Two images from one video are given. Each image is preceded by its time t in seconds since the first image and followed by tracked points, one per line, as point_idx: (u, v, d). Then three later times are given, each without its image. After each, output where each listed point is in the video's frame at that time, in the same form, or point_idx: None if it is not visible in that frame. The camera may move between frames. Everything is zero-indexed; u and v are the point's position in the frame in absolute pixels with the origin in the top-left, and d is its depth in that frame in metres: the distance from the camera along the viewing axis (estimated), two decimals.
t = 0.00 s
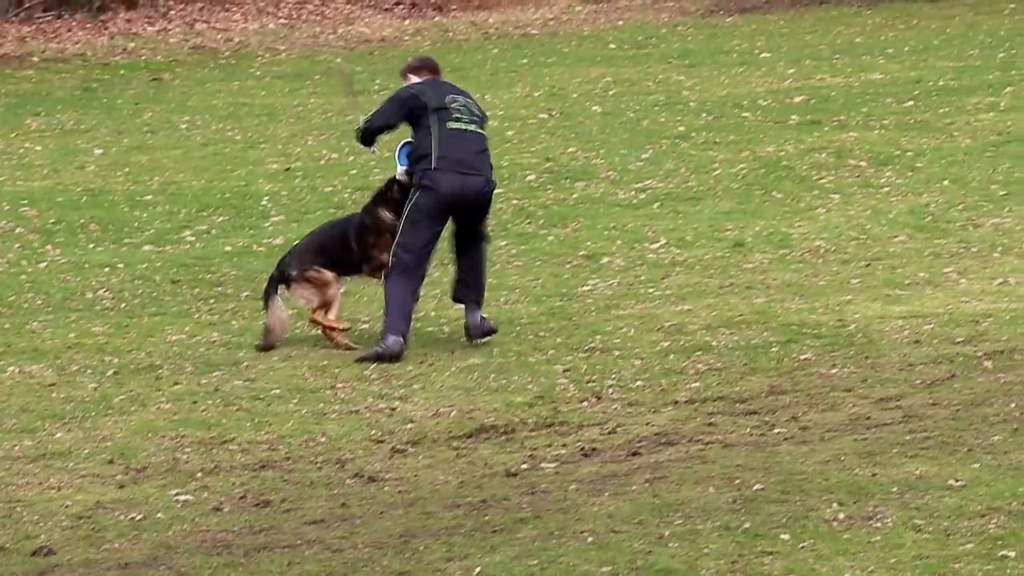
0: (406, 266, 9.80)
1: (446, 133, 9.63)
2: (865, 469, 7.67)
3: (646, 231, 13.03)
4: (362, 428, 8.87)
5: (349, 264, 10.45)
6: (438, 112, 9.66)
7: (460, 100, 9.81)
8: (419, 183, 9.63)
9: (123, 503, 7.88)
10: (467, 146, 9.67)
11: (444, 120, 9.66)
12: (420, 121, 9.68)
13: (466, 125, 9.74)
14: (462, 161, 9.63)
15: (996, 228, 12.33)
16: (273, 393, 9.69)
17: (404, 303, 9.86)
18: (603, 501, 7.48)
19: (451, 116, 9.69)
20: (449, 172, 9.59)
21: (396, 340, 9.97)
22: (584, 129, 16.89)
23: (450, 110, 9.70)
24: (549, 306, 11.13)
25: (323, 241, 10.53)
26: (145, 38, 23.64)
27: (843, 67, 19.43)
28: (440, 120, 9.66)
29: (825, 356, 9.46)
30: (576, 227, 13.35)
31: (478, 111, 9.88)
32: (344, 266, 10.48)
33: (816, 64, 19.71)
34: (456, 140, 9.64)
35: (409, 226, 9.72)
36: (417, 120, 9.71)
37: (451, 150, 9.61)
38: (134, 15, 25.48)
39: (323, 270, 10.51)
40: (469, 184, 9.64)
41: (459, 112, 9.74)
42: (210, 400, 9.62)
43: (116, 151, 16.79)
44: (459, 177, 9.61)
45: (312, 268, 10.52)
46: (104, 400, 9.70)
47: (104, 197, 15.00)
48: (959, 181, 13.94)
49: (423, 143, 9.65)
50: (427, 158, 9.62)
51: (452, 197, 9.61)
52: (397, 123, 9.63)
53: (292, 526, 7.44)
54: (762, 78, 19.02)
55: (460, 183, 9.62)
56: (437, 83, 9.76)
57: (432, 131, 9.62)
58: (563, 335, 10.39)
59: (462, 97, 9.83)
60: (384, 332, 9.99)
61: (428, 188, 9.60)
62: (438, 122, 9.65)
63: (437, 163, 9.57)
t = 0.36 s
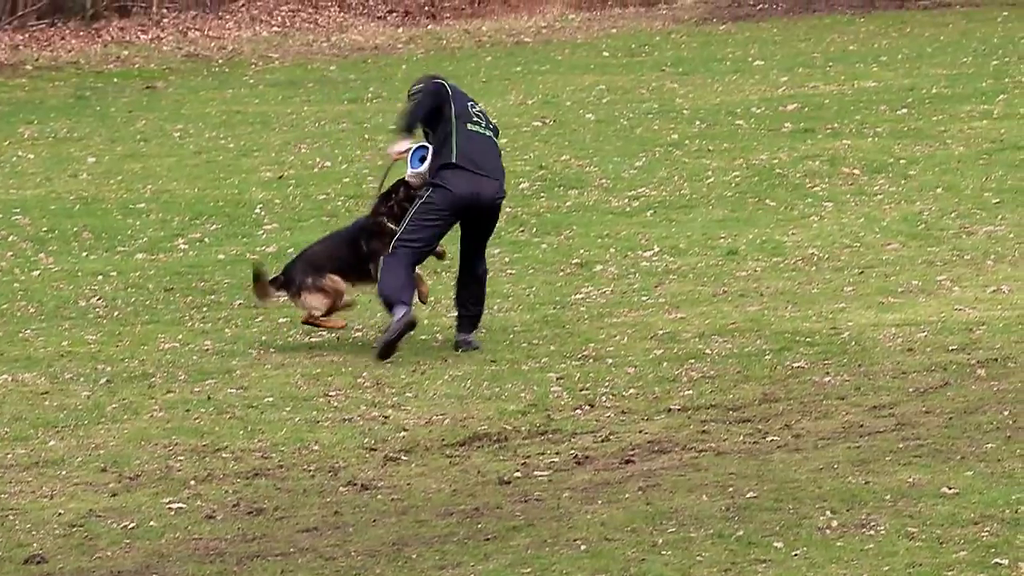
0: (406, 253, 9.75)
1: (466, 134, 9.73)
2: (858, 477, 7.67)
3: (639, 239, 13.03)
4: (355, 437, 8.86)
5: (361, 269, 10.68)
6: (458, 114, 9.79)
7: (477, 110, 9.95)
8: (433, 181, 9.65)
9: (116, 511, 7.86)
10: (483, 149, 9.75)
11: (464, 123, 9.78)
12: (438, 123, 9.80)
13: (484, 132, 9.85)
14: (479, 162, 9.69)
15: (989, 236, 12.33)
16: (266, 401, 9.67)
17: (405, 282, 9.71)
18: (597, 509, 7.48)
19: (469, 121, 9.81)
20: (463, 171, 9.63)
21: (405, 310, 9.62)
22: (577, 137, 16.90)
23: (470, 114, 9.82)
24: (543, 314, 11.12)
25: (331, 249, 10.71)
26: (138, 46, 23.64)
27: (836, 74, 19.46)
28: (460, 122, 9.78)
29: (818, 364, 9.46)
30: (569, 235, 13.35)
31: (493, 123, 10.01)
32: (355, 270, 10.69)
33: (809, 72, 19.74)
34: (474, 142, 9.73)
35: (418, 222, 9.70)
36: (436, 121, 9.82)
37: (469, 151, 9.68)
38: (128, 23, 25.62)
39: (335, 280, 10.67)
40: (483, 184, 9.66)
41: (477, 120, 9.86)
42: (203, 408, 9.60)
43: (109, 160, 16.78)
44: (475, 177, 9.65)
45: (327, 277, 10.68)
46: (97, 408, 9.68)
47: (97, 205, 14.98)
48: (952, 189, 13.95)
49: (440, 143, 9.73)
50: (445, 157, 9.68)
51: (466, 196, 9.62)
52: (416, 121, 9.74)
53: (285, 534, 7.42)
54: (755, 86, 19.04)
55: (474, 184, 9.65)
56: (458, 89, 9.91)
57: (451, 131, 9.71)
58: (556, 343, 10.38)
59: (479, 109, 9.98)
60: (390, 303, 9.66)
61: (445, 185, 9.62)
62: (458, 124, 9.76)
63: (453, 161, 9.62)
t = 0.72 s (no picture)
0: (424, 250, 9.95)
1: (470, 127, 9.70)
2: (849, 488, 7.62)
3: (629, 249, 13.01)
4: (344, 449, 8.81)
5: (361, 287, 10.60)
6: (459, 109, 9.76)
7: (477, 104, 9.94)
8: (443, 177, 9.60)
9: (104, 524, 7.79)
10: (490, 141, 9.72)
11: (465, 117, 9.75)
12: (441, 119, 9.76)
13: (487, 123, 9.83)
14: (488, 154, 9.66)
15: (980, 246, 12.32)
16: (255, 413, 9.62)
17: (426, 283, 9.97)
18: (586, 521, 7.43)
19: (471, 114, 9.78)
20: (473, 165, 9.59)
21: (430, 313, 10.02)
22: (567, 147, 16.88)
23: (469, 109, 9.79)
24: (533, 325, 11.09)
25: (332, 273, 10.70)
26: (128, 58, 23.60)
27: (827, 84, 19.46)
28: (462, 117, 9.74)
29: (808, 375, 9.42)
30: (559, 246, 13.32)
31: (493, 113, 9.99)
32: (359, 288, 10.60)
33: (800, 82, 19.74)
34: (480, 134, 9.70)
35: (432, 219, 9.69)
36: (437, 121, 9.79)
37: (476, 144, 9.64)
38: (118, 34, 25.53)
39: (331, 319, 10.63)
40: (494, 177, 9.64)
41: (478, 112, 9.85)
42: (191, 420, 9.55)
43: (98, 171, 16.73)
44: (486, 170, 9.62)
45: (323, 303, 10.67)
46: (85, 421, 9.62)
47: (86, 217, 14.93)
48: (943, 199, 13.93)
49: (446, 138, 9.68)
50: (452, 154, 9.63)
51: (479, 189, 9.58)
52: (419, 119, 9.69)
53: (274, 547, 7.37)
54: (745, 96, 19.04)
55: (487, 175, 9.63)
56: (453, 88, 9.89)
57: (456, 127, 9.66)
58: (546, 354, 10.34)
59: (478, 102, 9.97)
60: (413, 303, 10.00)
61: (457, 181, 9.56)
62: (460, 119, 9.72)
63: (463, 156, 9.58)
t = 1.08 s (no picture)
0: (441, 267, 10.08)
1: (463, 136, 9.84)
2: (833, 506, 7.59)
3: (612, 267, 12.98)
4: (327, 467, 8.75)
5: (365, 303, 10.67)
6: (451, 118, 9.90)
7: (468, 103, 10.02)
8: (446, 191, 9.77)
9: (85, 544, 7.72)
10: (486, 145, 9.84)
11: (459, 125, 9.89)
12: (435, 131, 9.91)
13: (481, 125, 9.93)
14: (485, 159, 9.79)
15: (964, 263, 12.31)
16: (237, 431, 9.55)
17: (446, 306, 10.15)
18: (570, 539, 7.38)
19: (464, 120, 9.90)
20: (473, 174, 9.74)
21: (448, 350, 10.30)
22: (550, 164, 16.86)
23: (462, 115, 9.91)
24: (516, 343, 11.05)
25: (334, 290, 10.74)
26: (110, 75, 23.54)
27: (810, 101, 19.48)
28: (455, 125, 9.89)
29: (792, 393, 9.38)
30: (542, 263, 13.28)
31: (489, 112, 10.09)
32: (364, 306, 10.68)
33: (783, 99, 19.75)
34: (475, 141, 9.83)
35: (441, 235, 9.87)
36: (433, 134, 9.98)
37: (473, 151, 9.78)
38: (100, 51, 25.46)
39: (319, 313, 10.62)
40: (495, 181, 9.78)
41: (470, 114, 9.94)
42: (173, 439, 9.48)
43: (79, 189, 16.65)
44: (486, 176, 9.76)
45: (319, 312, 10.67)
46: (66, 440, 9.54)
47: (67, 235, 14.85)
48: (927, 216, 13.93)
49: (444, 151, 9.84)
50: (451, 166, 9.80)
51: (482, 197, 9.73)
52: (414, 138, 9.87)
53: (256, 566, 7.31)
54: (728, 113, 19.04)
55: (488, 181, 9.76)
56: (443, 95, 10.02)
57: (451, 139, 9.84)
58: (530, 372, 10.30)
59: (470, 101, 10.05)
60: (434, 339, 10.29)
61: (458, 193, 9.73)
62: (454, 129, 9.88)
63: (462, 167, 9.73)
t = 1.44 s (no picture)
0: (440, 283, 10.10)
1: (460, 150, 9.86)
2: (823, 513, 7.55)
3: (601, 272, 12.93)
4: (314, 474, 8.69)
5: (376, 309, 10.47)
6: (449, 130, 9.90)
7: (468, 116, 10.02)
8: (444, 205, 9.81)
9: (69, 550, 7.65)
10: (484, 160, 9.86)
11: (457, 138, 9.90)
12: (433, 144, 9.93)
13: (479, 139, 9.94)
14: (482, 175, 9.82)
15: (955, 269, 12.29)
16: (223, 437, 9.48)
17: (442, 323, 10.15)
18: (558, 546, 7.33)
19: (463, 134, 9.91)
20: (470, 189, 9.77)
21: (444, 359, 10.24)
22: (539, 169, 16.82)
23: (460, 127, 9.92)
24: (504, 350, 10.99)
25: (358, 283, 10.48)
26: (93, 79, 23.43)
27: (799, 106, 19.47)
28: (453, 138, 9.90)
29: (782, 399, 9.34)
30: (531, 268, 13.23)
31: (489, 124, 10.09)
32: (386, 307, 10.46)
33: (772, 104, 19.73)
34: (472, 155, 9.85)
35: (439, 250, 9.90)
36: (431, 144, 9.97)
37: (470, 166, 9.81)
38: (82, 55, 25.35)
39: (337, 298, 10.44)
40: (493, 197, 9.80)
41: (470, 127, 9.95)
42: (158, 445, 9.41)
43: (64, 194, 16.55)
44: (483, 192, 9.78)
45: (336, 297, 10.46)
46: (51, 446, 9.46)
47: (51, 240, 14.76)
48: (917, 221, 13.91)
49: (442, 164, 9.87)
50: (448, 180, 9.83)
51: (479, 211, 9.76)
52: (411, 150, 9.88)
53: (241, 573, 7.24)
54: (718, 118, 19.02)
55: (484, 197, 9.78)
56: (444, 104, 10.01)
57: (447, 152, 9.85)
58: (518, 378, 10.24)
59: (471, 114, 10.05)
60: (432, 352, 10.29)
61: (455, 210, 9.77)
62: (452, 142, 9.89)
63: (457, 181, 9.77)
